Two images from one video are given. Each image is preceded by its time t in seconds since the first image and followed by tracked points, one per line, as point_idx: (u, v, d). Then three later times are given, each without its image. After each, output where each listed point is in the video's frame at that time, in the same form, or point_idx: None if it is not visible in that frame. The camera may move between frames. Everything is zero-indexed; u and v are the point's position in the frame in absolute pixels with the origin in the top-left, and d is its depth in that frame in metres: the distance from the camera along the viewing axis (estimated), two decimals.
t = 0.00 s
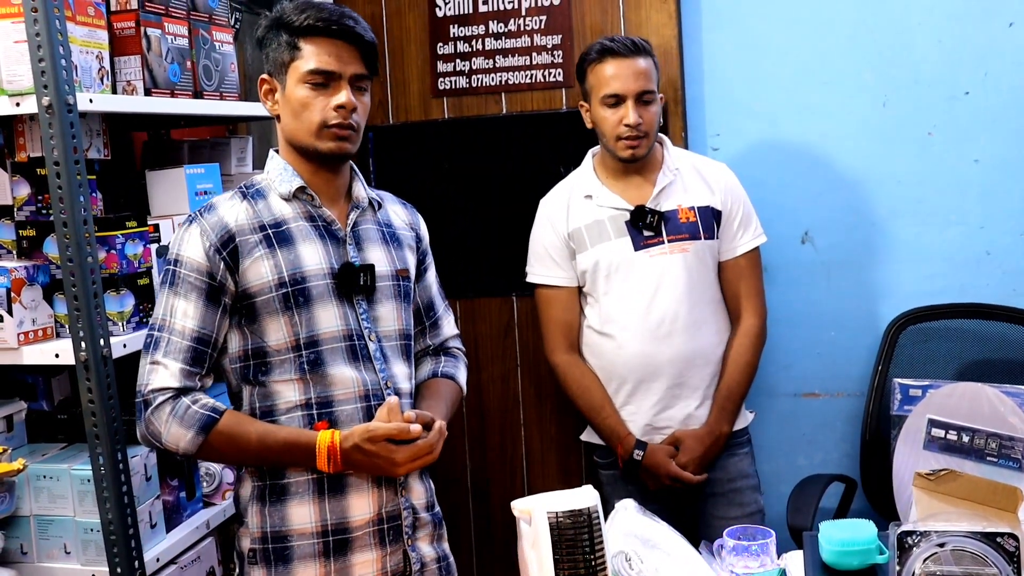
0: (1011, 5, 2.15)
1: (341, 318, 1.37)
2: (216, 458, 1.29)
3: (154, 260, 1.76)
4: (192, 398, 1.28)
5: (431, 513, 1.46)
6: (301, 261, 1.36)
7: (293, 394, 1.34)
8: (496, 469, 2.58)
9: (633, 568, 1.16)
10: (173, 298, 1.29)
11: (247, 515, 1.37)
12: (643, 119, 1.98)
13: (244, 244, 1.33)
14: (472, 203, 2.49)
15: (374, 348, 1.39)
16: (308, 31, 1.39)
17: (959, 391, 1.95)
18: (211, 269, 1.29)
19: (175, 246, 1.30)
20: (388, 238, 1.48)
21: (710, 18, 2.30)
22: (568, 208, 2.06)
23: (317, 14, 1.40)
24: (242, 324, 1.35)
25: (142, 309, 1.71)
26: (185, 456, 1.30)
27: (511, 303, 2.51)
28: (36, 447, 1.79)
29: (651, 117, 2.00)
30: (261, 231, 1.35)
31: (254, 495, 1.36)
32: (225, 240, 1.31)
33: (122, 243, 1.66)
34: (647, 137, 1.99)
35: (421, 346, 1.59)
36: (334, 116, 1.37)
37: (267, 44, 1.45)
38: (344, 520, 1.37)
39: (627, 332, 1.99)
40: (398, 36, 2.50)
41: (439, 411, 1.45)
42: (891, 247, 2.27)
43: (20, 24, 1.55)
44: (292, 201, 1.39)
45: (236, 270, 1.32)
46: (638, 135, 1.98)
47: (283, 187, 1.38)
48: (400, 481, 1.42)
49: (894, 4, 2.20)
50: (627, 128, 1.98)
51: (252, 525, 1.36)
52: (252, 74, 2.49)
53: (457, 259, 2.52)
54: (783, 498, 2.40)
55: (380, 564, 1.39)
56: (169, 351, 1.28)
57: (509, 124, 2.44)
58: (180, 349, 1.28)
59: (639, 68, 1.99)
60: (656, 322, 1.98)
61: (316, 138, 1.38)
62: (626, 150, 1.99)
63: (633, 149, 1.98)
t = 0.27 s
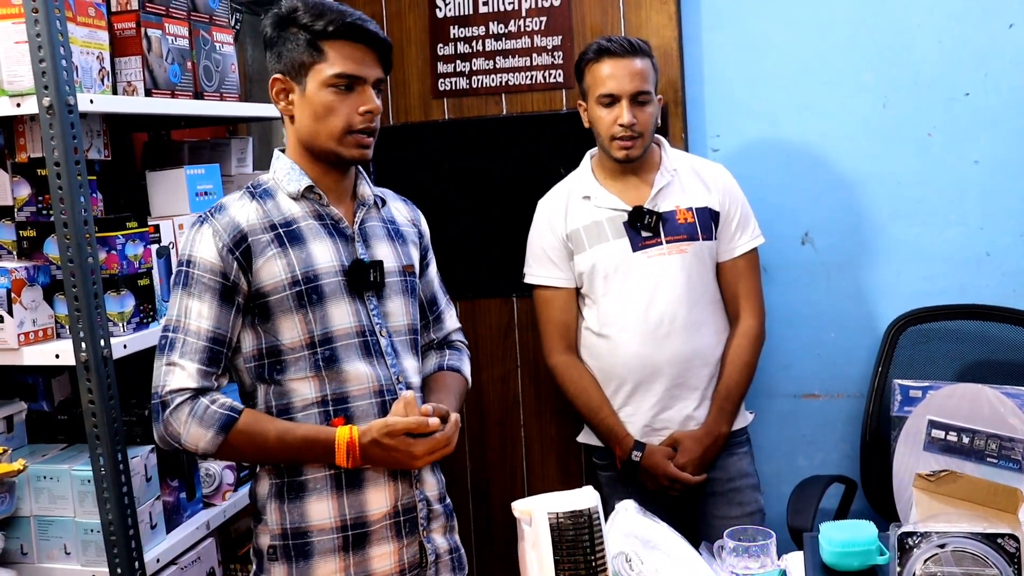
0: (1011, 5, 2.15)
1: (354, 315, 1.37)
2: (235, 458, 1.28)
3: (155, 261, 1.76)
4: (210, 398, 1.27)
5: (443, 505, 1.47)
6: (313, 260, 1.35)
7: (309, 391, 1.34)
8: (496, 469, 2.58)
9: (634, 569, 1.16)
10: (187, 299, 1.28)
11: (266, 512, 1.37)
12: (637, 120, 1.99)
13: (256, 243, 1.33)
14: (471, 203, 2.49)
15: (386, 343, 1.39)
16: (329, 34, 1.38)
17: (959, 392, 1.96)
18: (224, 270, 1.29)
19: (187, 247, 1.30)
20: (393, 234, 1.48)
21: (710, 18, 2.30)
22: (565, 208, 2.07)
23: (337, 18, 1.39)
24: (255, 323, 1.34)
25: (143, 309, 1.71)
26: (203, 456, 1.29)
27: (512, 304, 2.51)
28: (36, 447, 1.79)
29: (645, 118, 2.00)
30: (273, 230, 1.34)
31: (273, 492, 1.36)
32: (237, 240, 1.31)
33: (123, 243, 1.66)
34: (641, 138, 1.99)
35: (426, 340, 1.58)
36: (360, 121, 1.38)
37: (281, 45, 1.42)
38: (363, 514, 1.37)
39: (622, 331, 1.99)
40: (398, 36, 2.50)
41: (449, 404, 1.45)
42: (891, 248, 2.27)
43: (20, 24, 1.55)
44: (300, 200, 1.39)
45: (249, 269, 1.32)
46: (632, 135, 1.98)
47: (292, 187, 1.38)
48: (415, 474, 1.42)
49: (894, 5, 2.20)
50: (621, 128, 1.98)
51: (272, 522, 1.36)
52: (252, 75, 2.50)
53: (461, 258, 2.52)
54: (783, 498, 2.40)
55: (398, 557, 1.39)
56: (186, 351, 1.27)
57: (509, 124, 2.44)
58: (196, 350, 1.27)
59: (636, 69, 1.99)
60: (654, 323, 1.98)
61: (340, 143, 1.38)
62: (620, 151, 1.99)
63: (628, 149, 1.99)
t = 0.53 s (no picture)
0: (1011, 6, 2.15)
1: (369, 312, 1.37)
2: (258, 456, 1.27)
3: (155, 261, 1.76)
4: (232, 397, 1.25)
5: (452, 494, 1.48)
6: (330, 258, 1.35)
7: (326, 388, 1.34)
8: (496, 470, 2.58)
9: (635, 569, 1.16)
10: (206, 299, 1.26)
11: (286, 511, 1.36)
12: (629, 117, 2.00)
13: (275, 242, 1.32)
14: (471, 203, 2.49)
15: (398, 340, 1.40)
16: (347, 33, 1.39)
17: (959, 392, 1.96)
18: (244, 268, 1.28)
19: (205, 246, 1.28)
20: (400, 232, 1.50)
21: (711, 19, 2.30)
22: (574, 204, 2.08)
23: (353, 16, 1.39)
24: (271, 322, 1.34)
25: (144, 310, 1.71)
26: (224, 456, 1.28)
27: (512, 304, 2.51)
28: (37, 447, 1.79)
29: (639, 114, 2.00)
30: (289, 229, 1.33)
31: (292, 490, 1.35)
32: (256, 239, 1.30)
33: (124, 244, 1.66)
34: (635, 135, 1.99)
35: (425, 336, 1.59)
36: (383, 118, 1.39)
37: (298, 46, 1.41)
38: (382, 508, 1.37)
39: (625, 328, 2.00)
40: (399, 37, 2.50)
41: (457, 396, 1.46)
42: (891, 248, 2.28)
43: (20, 24, 1.55)
44: (314, 198, 1.38)
45: (268, 268, 1.31)
46: (625, 131, 1.99)
47: (305, 186, 1.37)
48: (429, 467, 1.43)
49: (894, 5, 2.20)
50: (613, 124, 1.99)
51: (292, 520, 1.35)
52: (252, 75, 2.51)
53: (464, 257, 2.52)
54: (783, 499, 2.40)
55: (417, 549, 1.40)
56: (207, 351, 1.25)
57: (510, 124, 2.44)
58: (217, 349, 1.25)
59: (633, 66, 2.00)
60: (657, 320, 1.98)
61: (365, 141, 1.39)
62: (614, 147, 2.01)
63: (621, 146, 2.00)
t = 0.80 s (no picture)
0: (1010, 6, 2.15)
1: (377, 311, 1.37)
2: (271, 455, 1.26)
3: (154, 261, 1.76)
4: (247, 396, 1.24)
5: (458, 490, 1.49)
6: (339, 258, 1.35)
7: (336, 387, 1.34)
8: (496, 470, 2.57)
9: (634, 569, 1.16)
10: (219, 298, 1.25)
11: (297, 510, 1.36)
12: (639, 112, 1.97)
13: (285, 241, 1.31)
14: (472, 203, 2.50)
15: (405, 339, 1.41)
16: (349, 35, 1.39)
17: (958, 392, 1.96)
18: (257, 268, 1.27)
19: (216, 246, 1.26)
20: (403, 233, 1.51)
21: (710, 19, 2.30)
22: (594, 200, 2.05)
23: (355, 18, 1.39)
24: (280, 322, 1.33)
25: (143, 311, 1.71)
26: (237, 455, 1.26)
27: (511, 304, 2.51)
28: (36, 448, 1.79)
29: (649, 109, 1.97)
30: (298, 228, 1.33)
31: (303, 489, 1.35)
32: (267, 238, 1.29)
33: (123, 245, 1.66)
34: (646, 130, 1.96)
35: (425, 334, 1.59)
36: (383, 120, 1.39)
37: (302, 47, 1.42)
38: (393, 505, 1.37)
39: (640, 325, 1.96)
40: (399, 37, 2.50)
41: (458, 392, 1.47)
42: (890, 248, 2.28)
43: (19, 25, 1.55)
44: (321, 199, 1.38)
45: (278, 268, 1.30)
46: (636, 126, 1.97)
47: (313, 186, 1.37)
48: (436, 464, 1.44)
49: (893, 5, 2.20)
50: (623, 119, 1.97)
51: (304, 519, 1.35)
52: (252, 76, 2.52)
53: (467, 258, 2.52)
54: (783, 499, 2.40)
55: (425, 545, 1.41)
56: (220, 351, 1.24)
57: (510, 125, 2.44)
58: (230, 348, 1.24)
59: (646, 62, 1.98)
60: (675, 318, 1.94)
61: (366, 142, 1.39)
62: (627, 142, 1.98)
63: (634, 141, 1.97)
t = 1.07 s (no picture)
0: (1011, 7, 2.15)
1: (379, 309, 1.37)
2: (271, 451, 1.26)
3: (153, 260, 1.76)
4: (246, 392, 1.24)
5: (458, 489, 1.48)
6: (340, 255, 1.35)
7: (337, 384, 1.33)
8: (495, 469, 2.57)
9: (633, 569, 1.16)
10: (220, 295, 1.24)
11: (296, 507, 1.36)
12: (663, 101, 1.94)
13: (287, 239, 1.31)
14: (472, 203, 2.50)
15: (407, 337, 1.40)
16: (333, 30, 1.39)
17: (957, 393, 1.96)
18: (258, 265, 1.26)
19: (218, 242, 1.26)
20: (407, 231, 1.51)
21: (710, 20, 2.30)
22: (618, 195, 2.02)
23: (340, 14, 1.39)
24: (281, 319, 1.32)
25: (142, 310, 1.71)
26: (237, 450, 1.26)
27: (511, 304, 2.50)
28: (35, 447, 1.79)
29: (675, 100, 1.94)
30: (300, 226, 1.33)
31: (302, 487, 1.35)
32: (269, 235, 1.29)
33: (121, 243, 1.66)
34: (670, 120, 1.94)
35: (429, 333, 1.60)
36: (363, 113, 1.37)
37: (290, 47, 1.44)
38: (391, 504, 1.37)
39: (659, 319, 1.95)
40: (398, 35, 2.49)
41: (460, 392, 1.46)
42: (890, 249, 2.28)
43: (19, 23, 1.55)
44: (324, 196, 1.38)
45: (280, 265, 1.30)
46: (659, 117, 1.94)
47: (315, 183, 1.37)
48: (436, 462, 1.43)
49: (893, 6, 2.20)
50: (647, 109, 1.95)
51: (303, 516, 1.35)
52: (252, 74, 2.51)
53: (470, 256, 2.53)
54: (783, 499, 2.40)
55: (424, 544, 1.41)
56: (221, 347, 1.24)
57: (510, 125, 2.44)
58: (231, 345, 1.24)
59: (673, 54, 1.95)
60: (692, 317, 1.93)
61: (345, 136, 1.38)
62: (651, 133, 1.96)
63: (657, 132, 1.95)
